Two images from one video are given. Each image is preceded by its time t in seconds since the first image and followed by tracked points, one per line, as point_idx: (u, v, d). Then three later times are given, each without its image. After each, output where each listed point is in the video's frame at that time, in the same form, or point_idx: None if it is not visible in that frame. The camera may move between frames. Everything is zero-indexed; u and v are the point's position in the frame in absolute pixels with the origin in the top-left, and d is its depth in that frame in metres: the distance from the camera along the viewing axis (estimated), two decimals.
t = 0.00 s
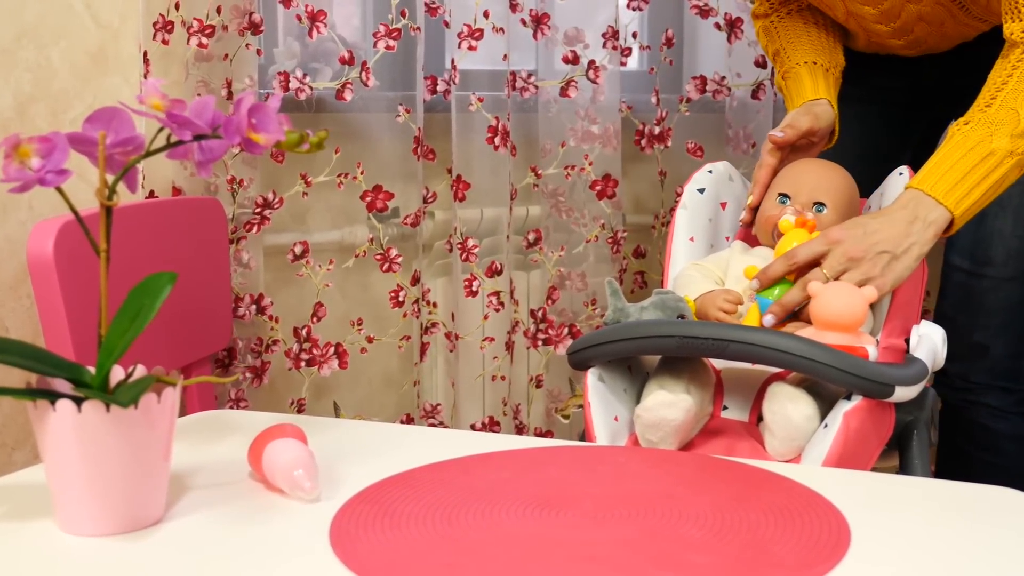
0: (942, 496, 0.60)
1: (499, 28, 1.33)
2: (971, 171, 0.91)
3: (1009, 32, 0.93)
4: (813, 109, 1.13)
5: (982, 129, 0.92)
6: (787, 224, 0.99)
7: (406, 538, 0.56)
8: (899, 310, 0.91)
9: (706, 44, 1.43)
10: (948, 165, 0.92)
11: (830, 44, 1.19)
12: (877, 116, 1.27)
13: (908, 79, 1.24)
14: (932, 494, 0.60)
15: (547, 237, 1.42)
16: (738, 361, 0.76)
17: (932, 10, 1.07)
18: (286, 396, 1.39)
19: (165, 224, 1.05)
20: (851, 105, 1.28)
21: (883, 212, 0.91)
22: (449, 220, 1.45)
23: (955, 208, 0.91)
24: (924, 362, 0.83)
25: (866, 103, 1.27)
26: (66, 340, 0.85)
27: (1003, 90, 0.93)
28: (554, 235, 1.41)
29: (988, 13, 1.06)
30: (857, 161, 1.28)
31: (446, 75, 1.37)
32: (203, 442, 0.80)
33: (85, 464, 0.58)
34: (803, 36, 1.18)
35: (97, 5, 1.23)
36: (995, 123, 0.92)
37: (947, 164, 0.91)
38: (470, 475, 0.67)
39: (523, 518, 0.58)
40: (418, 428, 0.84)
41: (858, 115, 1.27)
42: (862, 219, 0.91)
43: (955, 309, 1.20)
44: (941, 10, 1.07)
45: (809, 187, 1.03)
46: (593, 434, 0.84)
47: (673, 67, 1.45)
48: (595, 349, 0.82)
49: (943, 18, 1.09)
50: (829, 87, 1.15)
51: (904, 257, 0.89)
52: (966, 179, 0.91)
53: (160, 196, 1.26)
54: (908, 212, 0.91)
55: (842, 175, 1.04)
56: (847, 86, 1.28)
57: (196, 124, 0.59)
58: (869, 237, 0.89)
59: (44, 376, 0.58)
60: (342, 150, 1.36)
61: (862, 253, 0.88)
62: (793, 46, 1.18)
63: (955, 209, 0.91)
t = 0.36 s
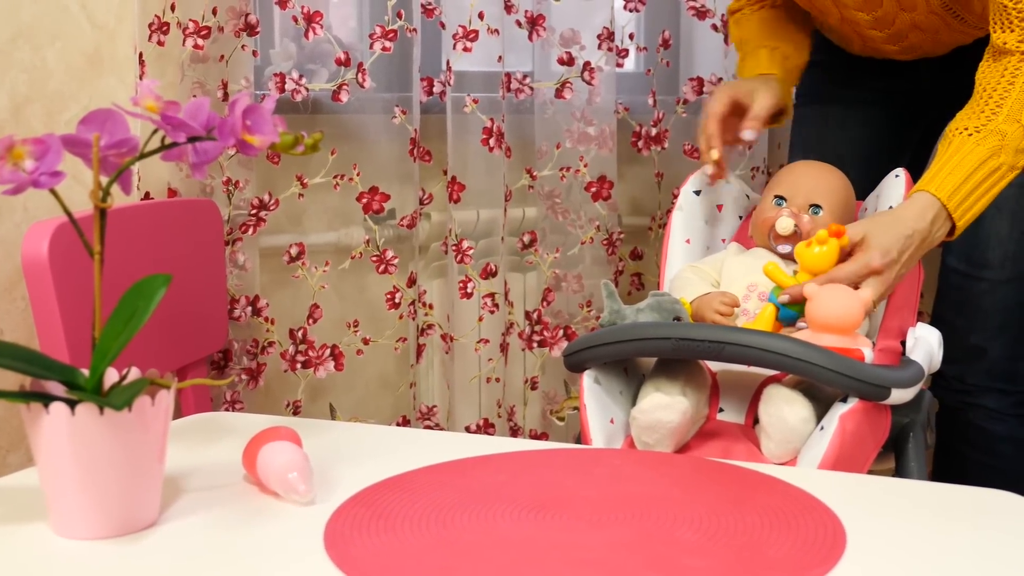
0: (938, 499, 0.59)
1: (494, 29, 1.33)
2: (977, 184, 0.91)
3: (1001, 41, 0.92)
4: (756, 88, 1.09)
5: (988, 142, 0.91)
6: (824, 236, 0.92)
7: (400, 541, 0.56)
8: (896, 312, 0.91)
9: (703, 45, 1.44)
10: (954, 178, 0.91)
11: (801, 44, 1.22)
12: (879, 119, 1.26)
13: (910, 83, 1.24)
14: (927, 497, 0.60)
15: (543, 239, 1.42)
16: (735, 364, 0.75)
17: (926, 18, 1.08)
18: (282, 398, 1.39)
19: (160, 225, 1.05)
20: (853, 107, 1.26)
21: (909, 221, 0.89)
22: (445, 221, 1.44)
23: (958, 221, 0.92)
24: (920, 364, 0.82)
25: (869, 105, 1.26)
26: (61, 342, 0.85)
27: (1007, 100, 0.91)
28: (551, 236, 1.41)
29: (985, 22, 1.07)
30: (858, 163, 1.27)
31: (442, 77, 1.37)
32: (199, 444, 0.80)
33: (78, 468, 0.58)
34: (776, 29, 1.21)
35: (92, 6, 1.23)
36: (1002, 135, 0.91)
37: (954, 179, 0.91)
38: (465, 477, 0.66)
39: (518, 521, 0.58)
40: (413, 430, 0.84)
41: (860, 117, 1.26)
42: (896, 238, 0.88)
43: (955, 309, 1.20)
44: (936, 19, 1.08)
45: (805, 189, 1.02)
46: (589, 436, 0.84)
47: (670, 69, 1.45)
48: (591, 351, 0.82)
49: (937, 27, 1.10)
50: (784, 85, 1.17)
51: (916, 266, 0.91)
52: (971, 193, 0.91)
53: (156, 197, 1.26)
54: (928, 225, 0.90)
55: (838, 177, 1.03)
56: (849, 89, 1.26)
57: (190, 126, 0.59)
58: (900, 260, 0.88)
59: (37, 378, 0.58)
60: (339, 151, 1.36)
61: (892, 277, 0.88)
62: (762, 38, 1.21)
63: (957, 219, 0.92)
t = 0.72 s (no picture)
0: (932, 499, 0.60)
1: (492, 31, 1.32)
2: (978, 185, 0.91)
3: (992, 42, 0.93)
4: (650, 203, 1.05)
5: (989, 142, 0.91)
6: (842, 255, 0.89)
7: (397, 543, 0.56)
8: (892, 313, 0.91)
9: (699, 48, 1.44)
10: (956, 180, 0.91)
11: (712, 30, 1.20)
12: (868, 120, 1.25)
13: (894, 85, 1.24)
14: (923, 497, 0.60)
15: (540, 241, 1.42)
16: (731, 365, 0.76)
17: (905, 25, 1.10)
18: (279, 399, 1.39)
19: (156, 227, 1.05)
20: (839, 107, 1.25)
21: (916, 225, 0.90)
22: (443, 223, 1.43)
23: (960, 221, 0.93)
24: (915, 364, 0.83)
25: (858, 106, 1.25)
26: (58, 344, 0.85)
27: (1006, 100, 0.91)
28: (547, 238, 1.42)
29: (967, 23, 1.08)
30: (845, 164, 1.26)
31: (439, 78, 1.37)
32: (195, 445, 0.80)
33: (74, 470, 0.58)
34: (682, 25, 1.19)
35: (89, 8, 1.23)
36: (1003, 137, 0.91)
37: (957, 179, 0.91)
38: (462, 479, 0.66)
39: (514, 522, 0.58)
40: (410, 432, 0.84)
41: (846, 117, 1.25)
42: (903, 246, 0.88)
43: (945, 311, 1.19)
44: (920, 21, 1.08)
45: (801, 191, 1.02)
46: (586, 436, 0.83)
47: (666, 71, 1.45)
48: (588, 352, 0.82)
49: (920, 28, 1.10)
50: (700, 85, 1.20)
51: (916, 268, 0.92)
52: (973, 192, 0.92)
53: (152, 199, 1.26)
54: (930, 229, 0.91)
55: (835, 179, 1.03)
56: (838, 90, 1.25)
57: (187, 128, 0.59)
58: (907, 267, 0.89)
59: (34, 380, 0.58)
60: (336, 154, 1.36)
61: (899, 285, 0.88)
62: (672, 36, 1.19)
63: (958, 218, 0.93)
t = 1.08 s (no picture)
0: (929, 499, 0.60)
1: (492, 32, 1.33)
2: (977, 185, 0.92)
3: (973, 41, 0.95)
4: (644, 213, 1.06)
5: (984, 143, 0.92)
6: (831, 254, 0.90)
7: (396, 542, 0.56)
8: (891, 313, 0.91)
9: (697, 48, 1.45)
10: (954, 180, 0.92)
11: (701, 36, 1.20)
12: (847, 120, 1.25)
13: (871, 86, 1.25)
14: (921, 497, 0.60)
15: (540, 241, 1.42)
16: (730, 365, 0.76)
17: (885, 28, 1.10)
18: (278, 400, 1.39)
19: (156, 227, 1.05)
20: (818, 107, 1.25)
21: (916, 232, 0.90)
22: (442, 223, 1.43)
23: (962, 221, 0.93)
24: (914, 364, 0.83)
25: (837, 106, 1.25)
26: (57, 344, 0.85)
27: (996, 100, 0.92)
28: (547, 238, 1.43)
29: (945, 25, 1.08)
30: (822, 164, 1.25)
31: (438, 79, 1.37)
32: (195, 445, 0.80)
33: (74, 470, 0.58)
34: (670, 34, 1.19)
35: (89, 8, 1.24)
36: (996, 136, 0.92)
37: (956, 180, 0.92)
38: (460, 479, 0.67)
39: (513, 522, 0.58)
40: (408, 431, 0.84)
41: (825, 117, 1.25)
42: (906, 252, 0.88)
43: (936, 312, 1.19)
44: (899, 24, 1.09)
45: (801, 192, 1.02)
46: (585, 436, 0.83)
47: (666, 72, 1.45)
48: (587, 351, 0.82)
49: (899, 32, 1.11)
50: (691, 90, 1.20)
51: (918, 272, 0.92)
52: (972, 193, 0.92)
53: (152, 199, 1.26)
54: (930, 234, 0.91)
55: (834, 179, 1.03)
56: (816, 91, 1.25)
57: (186, 129, 0.59)
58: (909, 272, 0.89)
59: (34, 379, 0.58)
60: (335, 154, 1.37)
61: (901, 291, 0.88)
62: (660, 44, 1.19)
63: (959, 218, 0.93)
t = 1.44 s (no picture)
0: (926, 498, 0.60)
1: (492, 32, 1.33)
2: (959, 167, 0.93)
3: (966, 32, 0.95)
4: (642, 210, 1.07)
5: (965, 126, 0.93)
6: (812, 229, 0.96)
7: (395, 542, 0.56)
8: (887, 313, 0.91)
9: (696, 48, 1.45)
10: (933, 163, 0.93)
11: (699, 30, 1.20)
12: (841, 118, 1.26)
13: (868, 84, 1.25)
14: (917, 496, 0.60)
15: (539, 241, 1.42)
16: (727, 365, 0.76)
17: (881, 20, 1.10)
18: (278, 400, 1.40)
19: (155, 227, 1.05)
20: (813, 107, 1.26)
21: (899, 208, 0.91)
22: (441, 223, 1.43)
23: (947, 204, 0.93)
24: (911, 364, 0.83)
25: (831, 106, 1.25)
26: (56, 343, 0.85)
27: (981, 87, 0.93)
28: (546, 239, 1.43)
29: (940, 20, 1.09)
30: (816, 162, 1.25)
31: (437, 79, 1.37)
32: (194, 445, 0.80)
33: (74, 469, 0.58)
34: (668, 32, 1.19)
35: (88, 9, 1.24)
36: (978, 120, 0.93)
37: (935, 165, 0.93)
38: (459, 479, 0.67)
39: (512, 521, 0.58)
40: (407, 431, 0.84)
41: (821, 116, 1.25)
42: (886, 229, 0.89)
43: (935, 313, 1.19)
44: (895, 19, 1.09)
45: (799, 192, 1.02)
46: (583, 436, 0.84)
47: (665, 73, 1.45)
48: (585, 352, 0.82)
49: (895, 26, 1.11)
50: (690, 87, 1.20)
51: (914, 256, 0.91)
52: (954, 176, 0.93)
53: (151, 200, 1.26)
54: (918, 214, 0.91)
55: (831, 179, 1.03)
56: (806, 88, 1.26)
57: (186, 129, 0.59)
58: (895, 246, 0.89)
59: (34, 379, 0.58)
60: (334, 154, 1.37)
61: (887, 263, 0.88)
62: (658, 45, 1.20)
63: (946, 203, 0.93)
